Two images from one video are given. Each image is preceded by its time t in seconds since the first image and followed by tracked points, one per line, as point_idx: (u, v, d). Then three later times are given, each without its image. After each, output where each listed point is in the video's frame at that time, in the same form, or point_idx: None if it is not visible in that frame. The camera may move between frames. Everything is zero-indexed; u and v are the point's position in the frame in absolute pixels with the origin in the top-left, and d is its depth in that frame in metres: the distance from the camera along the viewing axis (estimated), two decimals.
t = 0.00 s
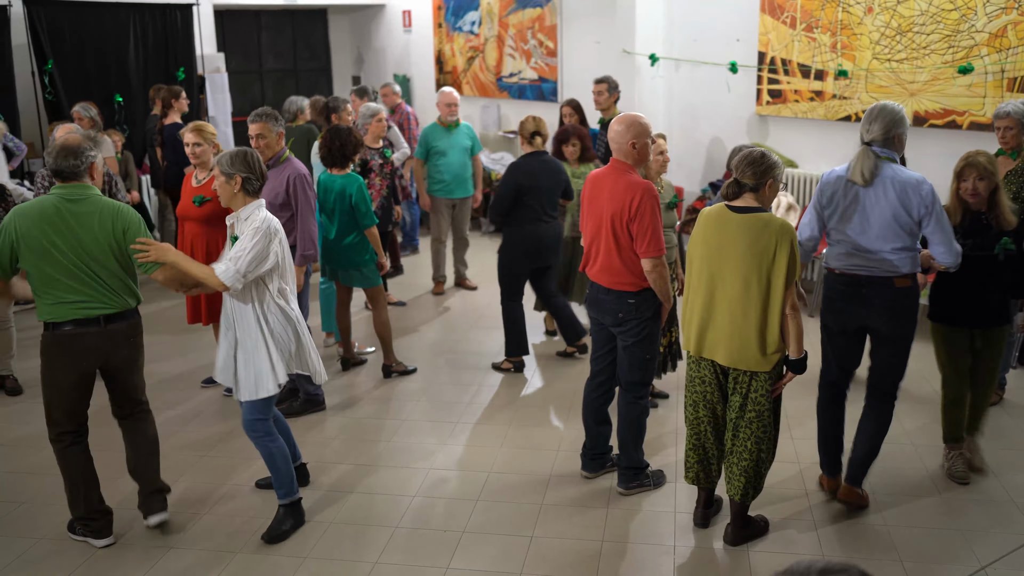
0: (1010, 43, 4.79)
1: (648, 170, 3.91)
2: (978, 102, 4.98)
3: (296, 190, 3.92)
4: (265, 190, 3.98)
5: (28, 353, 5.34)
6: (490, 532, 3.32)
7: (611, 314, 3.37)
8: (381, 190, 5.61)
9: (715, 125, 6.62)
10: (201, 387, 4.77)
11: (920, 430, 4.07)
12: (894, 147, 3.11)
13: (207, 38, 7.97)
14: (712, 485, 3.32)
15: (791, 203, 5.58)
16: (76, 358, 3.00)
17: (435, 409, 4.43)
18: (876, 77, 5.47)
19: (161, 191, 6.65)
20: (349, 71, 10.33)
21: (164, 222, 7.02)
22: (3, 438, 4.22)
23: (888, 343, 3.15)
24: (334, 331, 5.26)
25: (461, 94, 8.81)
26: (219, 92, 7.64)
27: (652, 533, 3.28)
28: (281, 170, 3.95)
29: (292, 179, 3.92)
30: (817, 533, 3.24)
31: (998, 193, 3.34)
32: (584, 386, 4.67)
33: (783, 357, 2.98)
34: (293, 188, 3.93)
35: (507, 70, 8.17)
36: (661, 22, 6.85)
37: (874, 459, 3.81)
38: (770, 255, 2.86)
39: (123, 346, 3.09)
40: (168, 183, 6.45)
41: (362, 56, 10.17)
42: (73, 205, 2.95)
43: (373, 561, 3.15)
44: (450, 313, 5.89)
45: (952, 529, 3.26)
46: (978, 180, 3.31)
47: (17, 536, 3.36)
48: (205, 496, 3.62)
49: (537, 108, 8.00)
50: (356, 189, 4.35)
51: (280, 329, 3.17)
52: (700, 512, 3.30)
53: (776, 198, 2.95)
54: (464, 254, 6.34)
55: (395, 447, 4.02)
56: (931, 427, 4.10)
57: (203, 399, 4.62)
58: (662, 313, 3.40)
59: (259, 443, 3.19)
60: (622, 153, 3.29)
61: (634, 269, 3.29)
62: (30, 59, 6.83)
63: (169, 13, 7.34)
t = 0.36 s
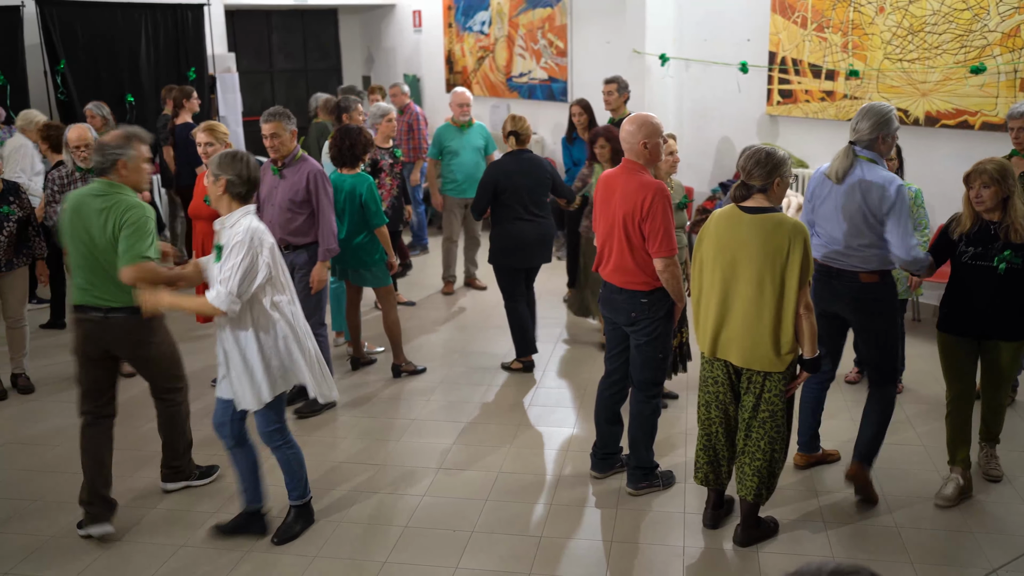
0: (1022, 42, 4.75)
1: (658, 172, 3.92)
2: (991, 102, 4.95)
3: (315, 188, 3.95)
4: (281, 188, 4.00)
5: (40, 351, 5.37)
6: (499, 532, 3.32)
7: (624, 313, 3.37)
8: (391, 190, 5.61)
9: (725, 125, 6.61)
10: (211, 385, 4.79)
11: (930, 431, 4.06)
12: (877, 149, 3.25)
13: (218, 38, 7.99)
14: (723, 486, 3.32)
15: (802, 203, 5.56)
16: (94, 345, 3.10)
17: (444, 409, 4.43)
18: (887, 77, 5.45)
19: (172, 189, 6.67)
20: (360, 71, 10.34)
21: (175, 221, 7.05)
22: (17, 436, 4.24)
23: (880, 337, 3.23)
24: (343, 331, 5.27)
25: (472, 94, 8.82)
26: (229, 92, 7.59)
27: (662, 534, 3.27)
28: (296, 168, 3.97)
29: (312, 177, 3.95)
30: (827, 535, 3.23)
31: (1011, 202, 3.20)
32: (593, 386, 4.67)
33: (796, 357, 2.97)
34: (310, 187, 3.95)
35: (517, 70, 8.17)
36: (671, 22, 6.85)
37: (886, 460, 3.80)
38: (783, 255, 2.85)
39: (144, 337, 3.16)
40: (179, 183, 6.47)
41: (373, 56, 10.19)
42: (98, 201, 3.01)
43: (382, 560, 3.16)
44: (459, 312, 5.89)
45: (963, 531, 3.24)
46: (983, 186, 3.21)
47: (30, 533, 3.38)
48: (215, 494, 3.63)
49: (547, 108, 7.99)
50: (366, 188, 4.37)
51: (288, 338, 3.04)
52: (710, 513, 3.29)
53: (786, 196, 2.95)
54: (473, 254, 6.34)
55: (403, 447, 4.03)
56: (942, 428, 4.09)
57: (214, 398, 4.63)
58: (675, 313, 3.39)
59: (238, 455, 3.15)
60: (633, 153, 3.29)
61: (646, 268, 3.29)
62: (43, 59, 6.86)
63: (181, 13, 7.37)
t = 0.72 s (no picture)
0: None
1: (668, 171, 3.91)
2: (1002, 102, 4.92)
3: (332, 188, 3.95)
4: (299, 188, 4.01)
5: (49, 350, 5.39)
6: (506, 532, 3.31)
7: (632, 312, 3.36)
8: (399, 190, 5.61)
9: (733, 125, 6.59)
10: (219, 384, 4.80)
11: (941, 433, 4.04)
12: (878, 148, 3.41)
13: (227, 37, 8.02)
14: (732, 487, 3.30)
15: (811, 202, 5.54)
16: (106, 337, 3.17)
17: (452, 408, 4.43)
18: (897, 77, 5.43)
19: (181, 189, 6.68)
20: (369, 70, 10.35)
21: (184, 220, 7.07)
22: (27, 433, 4.27)
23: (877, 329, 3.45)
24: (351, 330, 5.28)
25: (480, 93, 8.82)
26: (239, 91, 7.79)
27: (670, 534, 3.26)
28: (315, 168, 3.98)
29: (330, 177, 3.95)
30: (836, 536, 3.22)
31: (995, 211, 3.01)
32: (600, 386, 4.66)
33: (806, 358, 2.95)
34: (328, 187, 3.96)
35: (526, 69, 8.17)
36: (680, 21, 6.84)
37: (895, 461, 3.78)
38: (792, 255, 2.84)
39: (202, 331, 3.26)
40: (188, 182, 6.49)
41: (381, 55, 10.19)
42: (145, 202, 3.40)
43: (389, 559, 3.15)
44: (467, 311, 5.89)
45: (972, 533, 3.22)
46: (962, 186, 3.07)
47: (41, 531, 3.39)
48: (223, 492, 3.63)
49: (556, 108, 7.98)
50: (374, 188, 4.38)
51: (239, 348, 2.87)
52: (718, 514, 3.28)
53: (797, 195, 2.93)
54: (482, 254, 6.34)
55: (411, 446, 4.03)
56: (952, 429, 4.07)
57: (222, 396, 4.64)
58: (684, 312, 3.38)
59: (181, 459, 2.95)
60: (643, 152, 3.29)
61: (656, 268, 3.29)
62: (54, 59, 6.89)
63: (191, 12, 7.40)
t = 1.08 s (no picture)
0: None
1: (671, 172, 3.91)
2: (1005, 102, 4.91)
3: (342, 190, 3.94)
4: (311, 188, 4.03)
5: (53, 349, 5.40)
6: (509, 532, 3.32)
7: (634, 312, 3.37)
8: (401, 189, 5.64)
9: (736, 126, 6.59)
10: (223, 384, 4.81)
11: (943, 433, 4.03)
12: (899, 148, 3.53)
13: (230, 38, 8.03)
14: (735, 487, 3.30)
15: (814, 202, 5.68)
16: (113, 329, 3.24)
17: (454, 408, 4.43)
18: (900, 77, 5.42)
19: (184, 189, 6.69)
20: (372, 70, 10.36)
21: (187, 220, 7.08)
22: (31, 433, 4.28)
23: (884, 319, 3.64)
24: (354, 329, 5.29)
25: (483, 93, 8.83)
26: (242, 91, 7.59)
27: (672, 535, 3.26)
28: (327, 170, 3.97)
29: (339, 179, 3.94)
30: (838, 536, 3.22)
31: (944, 216, 2.98)
32: (603, 386, 4.66)
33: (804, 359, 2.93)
34: (339, 189, 3.95)
35: (528, 69, 8.17)
36: (683, 22, 6.84)
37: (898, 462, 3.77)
38: (790, 254, 2.84)
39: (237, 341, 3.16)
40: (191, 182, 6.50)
41: (384, 55, 10.20)
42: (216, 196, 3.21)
43: (392, 560, 3.16)
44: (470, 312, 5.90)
45: (975, 534, 3.22)
46: (920, 186, 3.08)
47: (44, 531, 3.39)
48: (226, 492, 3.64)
49: (559, 108, 7.98)
50: (377, 187, 4.33)
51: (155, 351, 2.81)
52: (721, 515, 3.28)
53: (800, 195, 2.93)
54: (485, 254, 6.35)
55: (414, 446, 4.03)
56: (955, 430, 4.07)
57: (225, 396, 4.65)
58: (686, 313, 3.38)
59: (109, 467, 2.96)
60: (646, 153, 3.29)
61: (658, 268, 3.29)
62: (57, 60, 6.91)
63: (194, 13, 7.42)
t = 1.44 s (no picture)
0: None
1: (684, 172, 3.90)
2: (1022, 102, 4.88)
3: (356, 190, 3.94)
4: (326, 188, 4.04)
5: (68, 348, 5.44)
6: (521, 531, 3.32)
7: (646, 312, 3.36)
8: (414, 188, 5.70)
9: (749, 125, 6.57)
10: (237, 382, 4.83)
11: (959, 435, 4.01)
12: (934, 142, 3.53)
13: (244, 38, 8.06)
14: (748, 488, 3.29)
15: (828, 203, 5.74)
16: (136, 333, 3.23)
17: (467, 408, 4.44)
18: (916, 77, 5.39)
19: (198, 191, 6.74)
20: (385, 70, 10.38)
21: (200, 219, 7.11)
22: (46, 430, 4.31)
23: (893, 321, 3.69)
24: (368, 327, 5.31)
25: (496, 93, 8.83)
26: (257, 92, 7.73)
27: (685, 536, 3.26)
28: (343, 169, 3.97)
29: (354, 180, 3.94)
30: (853, 538, 3.20)
31: (920, 217, 3.04)
32: (615, 386, 4.66)
33: (811, 360, 2.91)
34: (354, 189, 3.94)
35: (542, 69, 8.16)
36: (697, 22, 6.82)
37: (913, 464, 3.75)
38: (794, 254, 2.82)
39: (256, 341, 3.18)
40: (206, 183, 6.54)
41: (397, 55, 10.22)
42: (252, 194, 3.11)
43: (404, 558, 3.17)
44: (482, 312, 5.90)
45: (991, 536, 3.20)
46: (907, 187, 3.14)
47: (59, 527, 3.42)
48: (240, 491, 3.66)
49: (572, 108, 7.97)
50: (390, 187, 4.34)
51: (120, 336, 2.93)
52: (734, 516, 3.27)
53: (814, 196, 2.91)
54: (498, 254, 6.35)
55: (425, 446, 4.04)
56: (971, 432, 4.04)
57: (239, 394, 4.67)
58: (698, 313, 3.38)
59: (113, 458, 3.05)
60: (658, 152, 3.28)
61: (669, 267, 3.28)
62: (73, 60, 6.96)
63: (209, 13, 7.48)
